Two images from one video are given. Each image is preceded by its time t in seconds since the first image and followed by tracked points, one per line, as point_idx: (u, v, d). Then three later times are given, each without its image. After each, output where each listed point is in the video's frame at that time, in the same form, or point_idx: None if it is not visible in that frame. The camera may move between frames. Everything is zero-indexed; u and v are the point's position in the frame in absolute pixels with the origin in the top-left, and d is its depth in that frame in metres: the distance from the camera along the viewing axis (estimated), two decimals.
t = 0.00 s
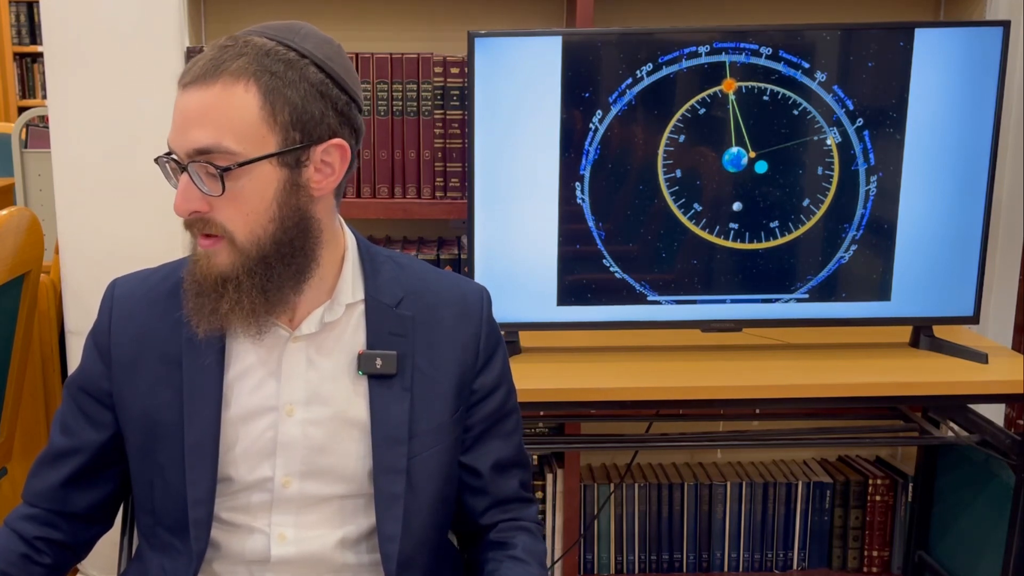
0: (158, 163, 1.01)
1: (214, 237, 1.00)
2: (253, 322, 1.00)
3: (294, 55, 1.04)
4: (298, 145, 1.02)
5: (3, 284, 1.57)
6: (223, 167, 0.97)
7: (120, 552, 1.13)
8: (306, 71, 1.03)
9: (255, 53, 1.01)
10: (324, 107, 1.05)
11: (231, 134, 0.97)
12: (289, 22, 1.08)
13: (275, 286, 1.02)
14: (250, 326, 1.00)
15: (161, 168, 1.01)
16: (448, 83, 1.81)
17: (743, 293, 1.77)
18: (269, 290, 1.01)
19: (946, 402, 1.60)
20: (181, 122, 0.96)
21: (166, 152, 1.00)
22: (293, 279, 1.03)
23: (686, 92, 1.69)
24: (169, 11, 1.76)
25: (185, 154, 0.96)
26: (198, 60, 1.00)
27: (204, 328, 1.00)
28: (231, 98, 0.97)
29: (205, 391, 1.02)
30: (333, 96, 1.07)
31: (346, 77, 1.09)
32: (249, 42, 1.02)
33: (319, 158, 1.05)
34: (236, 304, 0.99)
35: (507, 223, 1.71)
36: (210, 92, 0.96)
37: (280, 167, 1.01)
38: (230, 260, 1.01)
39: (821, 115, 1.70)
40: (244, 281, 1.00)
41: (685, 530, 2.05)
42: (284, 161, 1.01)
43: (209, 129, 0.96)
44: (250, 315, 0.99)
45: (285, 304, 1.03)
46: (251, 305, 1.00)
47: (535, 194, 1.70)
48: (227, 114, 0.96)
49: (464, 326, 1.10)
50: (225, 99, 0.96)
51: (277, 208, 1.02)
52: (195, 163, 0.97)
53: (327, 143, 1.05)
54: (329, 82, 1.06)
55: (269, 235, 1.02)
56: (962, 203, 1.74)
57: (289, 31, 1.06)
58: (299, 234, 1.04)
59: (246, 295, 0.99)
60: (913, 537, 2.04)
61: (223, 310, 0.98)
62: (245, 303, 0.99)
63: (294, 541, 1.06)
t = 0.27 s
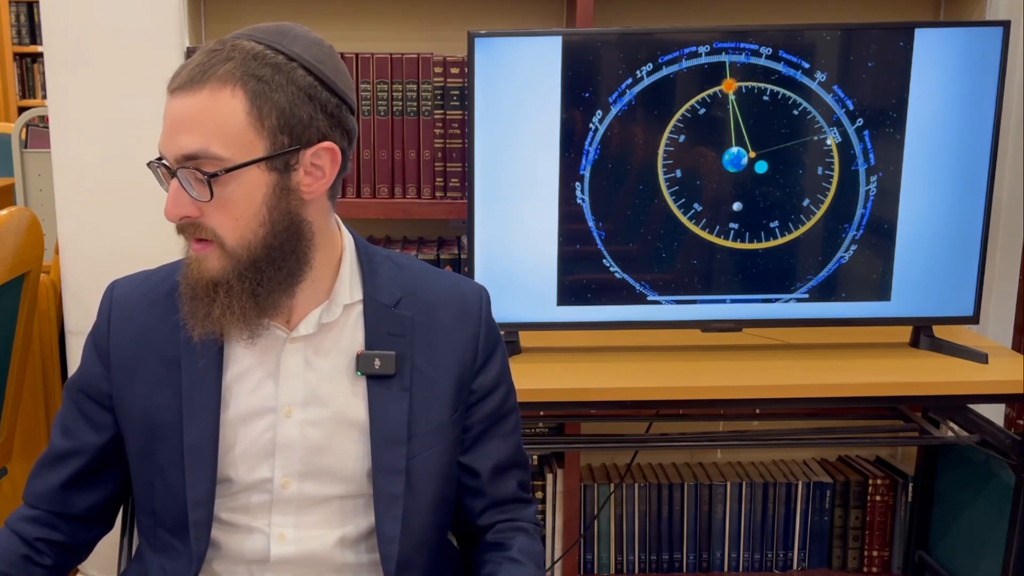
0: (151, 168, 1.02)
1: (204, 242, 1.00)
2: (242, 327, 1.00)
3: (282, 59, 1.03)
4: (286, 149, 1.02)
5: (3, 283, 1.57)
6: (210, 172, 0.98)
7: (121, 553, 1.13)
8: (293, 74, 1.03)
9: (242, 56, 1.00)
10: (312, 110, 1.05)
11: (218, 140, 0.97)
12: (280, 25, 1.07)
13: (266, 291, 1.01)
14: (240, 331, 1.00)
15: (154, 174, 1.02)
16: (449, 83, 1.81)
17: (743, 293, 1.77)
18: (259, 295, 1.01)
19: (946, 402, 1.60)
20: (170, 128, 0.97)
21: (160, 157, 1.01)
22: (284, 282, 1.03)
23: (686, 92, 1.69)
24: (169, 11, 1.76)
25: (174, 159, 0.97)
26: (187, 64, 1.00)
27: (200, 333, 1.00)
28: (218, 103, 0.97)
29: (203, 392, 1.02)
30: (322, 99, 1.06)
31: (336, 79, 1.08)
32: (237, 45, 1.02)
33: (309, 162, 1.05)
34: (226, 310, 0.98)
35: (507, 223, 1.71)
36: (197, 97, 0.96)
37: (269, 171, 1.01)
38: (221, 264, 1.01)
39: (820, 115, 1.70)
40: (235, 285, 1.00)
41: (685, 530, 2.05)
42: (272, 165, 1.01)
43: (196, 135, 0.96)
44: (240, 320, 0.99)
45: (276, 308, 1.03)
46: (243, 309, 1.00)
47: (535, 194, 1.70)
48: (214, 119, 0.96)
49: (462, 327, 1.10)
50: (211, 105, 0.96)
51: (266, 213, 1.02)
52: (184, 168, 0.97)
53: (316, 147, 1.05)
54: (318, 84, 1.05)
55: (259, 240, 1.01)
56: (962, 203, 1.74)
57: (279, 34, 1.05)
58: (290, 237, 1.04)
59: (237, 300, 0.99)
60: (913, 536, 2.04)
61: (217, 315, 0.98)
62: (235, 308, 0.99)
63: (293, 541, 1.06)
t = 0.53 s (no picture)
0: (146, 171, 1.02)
1: (197, 245, 1.00)
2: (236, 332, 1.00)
3: (274, 62, 1.02)
4: (278, 153, 1.02)
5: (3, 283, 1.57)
6: (202, 177, 0.97)
7: (121, 552, 1.13)
8: (285, 78, 1.02)
9: (234, 61, 1.00)
10: (304, 114, 1.04)
11: (209, 144, 0.97)
12: (273, 27, 1.06)
13: (260, 296, 1.02)
14: (235, 334, 1.00)
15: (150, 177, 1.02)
16: (448, 83, 1.81)
17: (744, 293, 1.77)
18: (253, 299, 1.01)
19: (946, 402, 1.60)
20: (162, 132, 0.97)
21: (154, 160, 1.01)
22: (279, 286, 1.03)
23: (686, 92, 1.69)
24: (169, 11, 1.76)
25: (166, 163, 0.97)
26: (180, 67, 1.00)
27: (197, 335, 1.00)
28: (209, 107, 0.97)
29: (203, 392, 1.02)
30: (315, 102, 1.05)
31: (329, 82, 1.07)
32: (229, 49, 1.01)
33: (302, 165, 1.05)
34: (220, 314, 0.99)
35: (507, 223, 1.71)
36: (189, 102, 0.96)
37: (261, 176, 1.01)
38: (215, 269, 1.01)
39: (821, 115, 1.70)
40: (229, 290, 1.00)
41: (685, 530, 2.05)
42: (264, 169, 1.01)
43: (187, 140, 0.96)
44: (234, 325, 0.99)
45: (270, 312, 1.03)
46: (238, 312, 1.00)
47: (535, 194, 1.70)
48: (205, 124, 0.96)
49: (461, 326, 1.10)
50: (203, 110, 0.96)
51: (259, 217, 1.02)
52: (175, 172, 0.97)
53: (309, 151, 1.05)
54: (310, 88, 1.05)
55: (251, 244, 1.01)
56: (962, 203, 1.74)
57: (272, 37, 1.05)
58: (285, 241, 1.04)
59: (231, 304, 0.99)
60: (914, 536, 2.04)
61: (211, 318, 0.98)
62: (230, 312, 0.99)
63: (293, 539, 1.06)
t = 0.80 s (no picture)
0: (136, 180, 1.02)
1: (186, 257, 1.01)
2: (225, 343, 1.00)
3: (258, 71, 1.01)
4: (264, 164, 1.01)
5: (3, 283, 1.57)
6: (187, 191, 0.97)
7: (120, 552, 1.13)
8: (269, 87, 1.01)
9: (218, 71, 0.99)
10: (290, 123, 1.03)
11: (194, 158, 0.96)
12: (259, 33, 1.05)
13: (249, 306, 1.01)
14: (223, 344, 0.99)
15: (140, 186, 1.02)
16: (448, 83, 1.81)
17: (743, 293, 1.77)
18: (243, 309, 1.00)
19: (946, 401, 1.60)
20: (146, 145, 0.96)
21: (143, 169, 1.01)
22: (268, 296, 1.02)
23: (686, 92, 1.69)
24: (169, 11, 1.76)
25: (152, 177, 0.97)
26: (164, 78, 1.00)
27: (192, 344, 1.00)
28: (192, 120, 0.96)
29: (200, 395, 1.02)
30: (301, 111, 1.04)
31: (316, 89, 1.06)
32: (213, 58, 1.00)
33: (289, 174, 1.04)
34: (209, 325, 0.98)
35: (507, 223, 1.71)
36: (171, 114, 0.96)
37: (248, 186, 1.00)
38: (204, 279, 1.01)
39: (820, 115, 1.70)
40: (219, 300, 0.99)
41: (684, 530, 2.05)
42: (251, 180, 1.00)
43: (170, 153, 0.96)
44: (223, 335, 0.98)
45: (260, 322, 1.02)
46: (229, 321, 0.99)
47: (535, 194, 1.70)
48: (189, 137, 0.96)
49: (458, 326, 1.10)
50: (185, 123, 0.96)
51: (247, 228, 1.02)
52: (162, 186, 0.97)
53: (296, 160, 1.04)
54: (296, 96, 1.04)
55: (240, 254, 1.01)
56: (962, 203, 1.74)
57: (257, 44, 1.03)
58: (274, 250, 1.03)
59: (221, 313, 0.98)
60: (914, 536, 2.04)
61: (204, 329, 0.98)
62: (219, 323, 0.98)
63: (291, 541, 1.06)
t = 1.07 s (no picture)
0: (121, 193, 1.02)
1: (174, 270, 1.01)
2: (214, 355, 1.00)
3: (237, 82, 1.00)
4: (247, 175, 1.01)
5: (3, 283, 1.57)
6: (171, 205, 0.97)
7: (121, 553, 1.13)
8: (249, 98, 1.00)
9: (196, 83, 0.98)
10: (272, 132, 1.02)
11: (175, 172, 0.96)
12: (239, 40, 1.03)
13: (238, 319, 1.01)
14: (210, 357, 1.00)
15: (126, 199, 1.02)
16: (448, 83, 1.81)
17: (743, 293, 1.77)
18: (232, 322, 1.00)
19: (947, 401, 1.60)
20: (127, 160, 0.96)
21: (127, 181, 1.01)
22: (257, 307, 1.02)
23: (686, 92, 1.69)
24: (170, 11, 1.76)
25: (135, 192, 0.97)
26: (143, 91, 0.99)
27: (186, 355, 1.01)
28: (171, 134, 0.96)
29: (196, 401, 1.02)
30: (283, 119, 1.03)
31: (298, 96, 1.05)
32: (191, 70, 1.00)
33: (274, 184, 1.03)
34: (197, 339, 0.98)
35: (506, 223, 1.71)
36: (150, 129, 0.95)
37: (232, 198, 1.00)
38: (193, 291, 1.01)
39: (821, 115, 1.70)
40: (207, 312, 0.99)
41: (684, 530, 2.05)
42: (234, 191, 1.00)
43: (151, 168, 0.95)
44: (211, 349, 0.99)
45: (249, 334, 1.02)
46: (221, 331, 0.99)
47: (535, 194, 1.70)
48: (169, 151, 0.96)
49: (452, 327, 1.10)
50: (165, 137, 0.95)
51: (233, 239, 1.01)
52: (147, 201, 0.97)
53: (279, 169, 1.03)
54: (277, 105, 1.03)
55: (225, 267, 1.01)
56: (962, 203, 1.74)
57: (236, 53, 1.02)
58: (260, 261, 1.03)
59: (210, 326, 0.98)
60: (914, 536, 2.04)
61: (196, 341, 0.98)
62: (207, 336, 0.98)
63: (288, 545, 1.06)
